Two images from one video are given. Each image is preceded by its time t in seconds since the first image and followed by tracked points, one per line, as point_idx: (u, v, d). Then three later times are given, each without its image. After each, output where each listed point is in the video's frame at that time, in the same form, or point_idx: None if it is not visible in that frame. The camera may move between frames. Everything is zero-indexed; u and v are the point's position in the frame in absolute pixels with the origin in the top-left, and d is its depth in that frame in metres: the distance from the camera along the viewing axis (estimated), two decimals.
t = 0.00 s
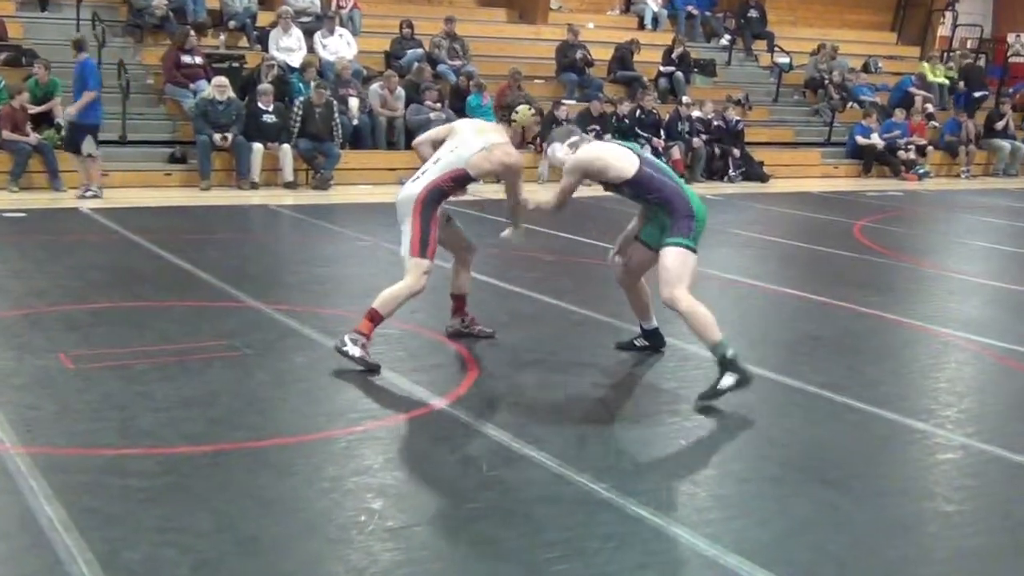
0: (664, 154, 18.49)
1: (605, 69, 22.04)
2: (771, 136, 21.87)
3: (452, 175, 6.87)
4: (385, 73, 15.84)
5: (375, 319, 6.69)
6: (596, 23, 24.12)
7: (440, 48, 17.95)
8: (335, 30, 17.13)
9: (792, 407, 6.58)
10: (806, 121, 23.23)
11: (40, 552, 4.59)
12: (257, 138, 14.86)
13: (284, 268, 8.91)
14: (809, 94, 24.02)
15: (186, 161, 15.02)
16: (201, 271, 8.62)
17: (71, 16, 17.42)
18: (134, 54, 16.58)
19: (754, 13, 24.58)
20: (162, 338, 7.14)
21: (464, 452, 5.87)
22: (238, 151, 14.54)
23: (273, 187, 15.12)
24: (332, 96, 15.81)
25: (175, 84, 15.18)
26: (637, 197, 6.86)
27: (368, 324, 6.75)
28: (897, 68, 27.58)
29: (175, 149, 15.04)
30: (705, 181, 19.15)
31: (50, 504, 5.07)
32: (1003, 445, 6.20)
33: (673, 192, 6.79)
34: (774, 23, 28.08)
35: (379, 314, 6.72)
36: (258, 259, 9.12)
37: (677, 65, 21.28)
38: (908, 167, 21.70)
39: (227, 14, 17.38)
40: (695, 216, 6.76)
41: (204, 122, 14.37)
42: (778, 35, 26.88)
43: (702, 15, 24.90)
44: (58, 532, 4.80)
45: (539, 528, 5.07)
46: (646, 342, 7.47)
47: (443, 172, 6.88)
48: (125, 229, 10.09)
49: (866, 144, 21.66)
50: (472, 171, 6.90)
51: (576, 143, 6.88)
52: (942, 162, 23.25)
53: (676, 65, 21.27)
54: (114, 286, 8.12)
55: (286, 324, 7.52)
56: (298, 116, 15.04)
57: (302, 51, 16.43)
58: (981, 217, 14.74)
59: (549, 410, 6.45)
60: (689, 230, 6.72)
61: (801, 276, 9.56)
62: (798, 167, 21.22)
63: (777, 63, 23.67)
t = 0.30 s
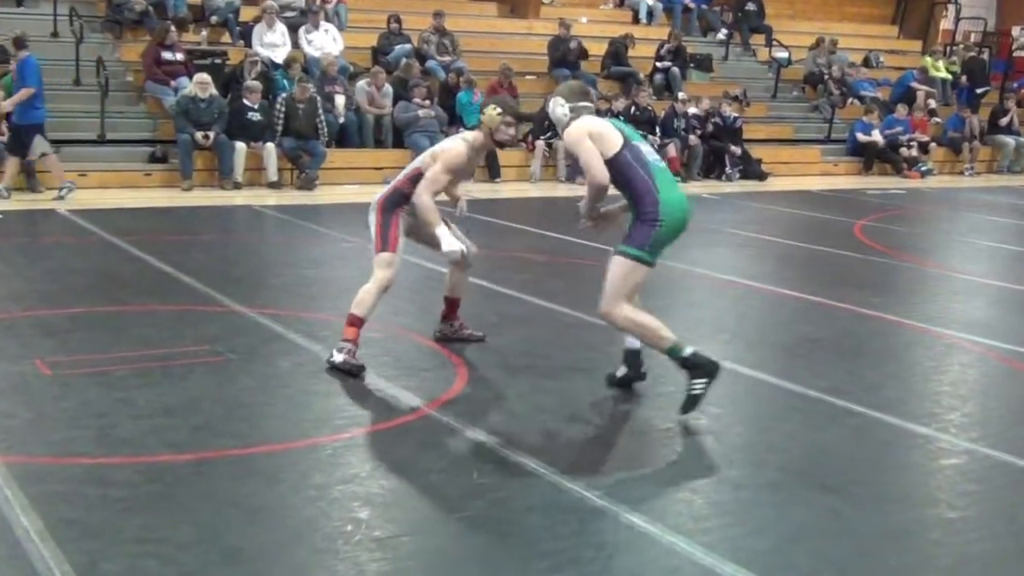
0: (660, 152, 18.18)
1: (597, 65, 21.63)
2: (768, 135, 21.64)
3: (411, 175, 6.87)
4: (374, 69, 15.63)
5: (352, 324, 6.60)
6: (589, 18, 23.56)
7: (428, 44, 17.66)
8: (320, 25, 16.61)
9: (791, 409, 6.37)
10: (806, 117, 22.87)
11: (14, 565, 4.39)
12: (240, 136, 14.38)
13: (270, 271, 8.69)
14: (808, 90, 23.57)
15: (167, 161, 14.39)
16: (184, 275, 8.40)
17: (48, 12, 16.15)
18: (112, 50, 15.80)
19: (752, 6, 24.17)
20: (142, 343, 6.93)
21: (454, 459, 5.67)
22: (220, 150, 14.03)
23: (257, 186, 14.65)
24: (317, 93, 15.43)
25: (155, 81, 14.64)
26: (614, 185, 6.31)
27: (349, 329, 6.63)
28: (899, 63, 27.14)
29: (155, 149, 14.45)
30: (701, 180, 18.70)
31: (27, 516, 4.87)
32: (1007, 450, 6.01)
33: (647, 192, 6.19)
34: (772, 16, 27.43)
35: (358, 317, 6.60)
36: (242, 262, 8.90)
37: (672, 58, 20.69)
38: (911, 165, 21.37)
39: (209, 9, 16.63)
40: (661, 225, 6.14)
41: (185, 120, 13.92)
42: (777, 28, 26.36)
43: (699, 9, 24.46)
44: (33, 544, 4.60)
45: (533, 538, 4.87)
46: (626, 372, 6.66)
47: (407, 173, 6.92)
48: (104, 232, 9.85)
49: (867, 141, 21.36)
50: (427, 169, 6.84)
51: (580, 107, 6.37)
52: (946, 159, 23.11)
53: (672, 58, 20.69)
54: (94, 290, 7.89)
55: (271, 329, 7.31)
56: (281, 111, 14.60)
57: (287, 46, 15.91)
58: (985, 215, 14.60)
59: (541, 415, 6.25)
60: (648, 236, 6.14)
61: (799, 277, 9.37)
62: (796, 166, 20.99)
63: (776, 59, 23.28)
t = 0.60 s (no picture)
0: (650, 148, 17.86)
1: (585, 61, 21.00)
2: (763, 132, 21.08)
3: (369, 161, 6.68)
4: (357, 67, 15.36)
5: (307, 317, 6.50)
6: (576, 12, 23.26)
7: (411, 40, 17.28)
8: (299, 21, 16.26)
9: (789, 415, 6.17)
10: (800, 113, 22.19)
11: None
12: (217, 136, 14.13)
13: (249, 275, 8.47)
14: (802, 85, 22.99)
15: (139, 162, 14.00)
16: (160, 280, 8.17)
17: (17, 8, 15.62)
18: (83, 48, 15.47)
19: None
20: (117, 351, 6.70)
21: (441, 469, 5.46)
22: (196, 150, 13.76)
23: (235, 188, 14.32)
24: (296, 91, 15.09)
25: (127, 79, 14.37)
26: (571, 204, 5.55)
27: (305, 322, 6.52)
28: (895, 57, 26.57)
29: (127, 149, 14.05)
30: (693, 179, 18.19)
31: None
32: (1011, 455, 5.82)
33: (595, 219, 5.42)
34: (764, 11, 26.85)
35: (314, 310, 6.50)
36: (220, 267, 8.66)
37: (663, 53, 20.32)
38: (909, 161, 20.72)
39: (182, 5, 16.40)
40: (602, 256, 5.38)
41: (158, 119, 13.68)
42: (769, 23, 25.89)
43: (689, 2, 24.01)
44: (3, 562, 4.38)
45: (524, 550, 4.66)
46: (557, 456, 5.47)
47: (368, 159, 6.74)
48: (74, 236, 9.58)
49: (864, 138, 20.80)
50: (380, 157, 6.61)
51: (551, 120, 5.61)
52: (945, 156, 22.79)
53: (662, 53, 20.34)
54: (65, 297, 7.65)
55: (251, 335, 7.09)
56: (258, 109, 14.20)
57: (264, 43, 15.64)
58: (983, 213, 14.42)
59: (531, 421, 6.04)
60: (587, 264, 5.40)
61: (793, 278, 9.18)
62: (792, 165, 20.43)
63: (769, 53, 22.80)
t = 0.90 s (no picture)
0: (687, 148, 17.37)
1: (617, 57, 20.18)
2: (805, 129, 20.46)
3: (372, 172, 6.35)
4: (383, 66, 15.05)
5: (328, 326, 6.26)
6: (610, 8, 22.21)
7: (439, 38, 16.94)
8: (324, 18, 16.03)
9: (836, 425, 5.93)
10: (844, 110, 21.65)
11: None
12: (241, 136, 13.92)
13: (274, 280, 8.28)
14: (845, 81, 22.44)
15: (160, 164, 13.89)
16: (185, 286, 7.98)
17: (34, 6, 15.56)
18: (102, 47, 15.32)
19: None
20: (141, 359, 6.52)
21: (474, 482, 5.25)
22: (218, 152, 13.59)
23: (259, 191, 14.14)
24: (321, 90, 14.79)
25: (148, 79, 14.22)
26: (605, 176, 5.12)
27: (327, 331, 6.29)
28: (942, 51, 25.90)
29: (149, 151, 13.95)
30: (733, 179, 17.69)
31: (20, 545, 4.47)
32: None
33: (629, 192, 4.99)
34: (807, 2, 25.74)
35: (338, 318, 6.26)
36: (245, 272, 8.47)
37: (700, 48, 19.63)
38: (957, 161, 20.20)
39: (204, 2, 16.21)
40: (639, 232, 4.96)
41: (180, 119, 13.51)
42: (809, 16, 24.82)
43: None
44: None
45: (565, 567, 4.45)
46: (596, 469, 5.25)
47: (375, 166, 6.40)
48: (95, 241, 9.40)
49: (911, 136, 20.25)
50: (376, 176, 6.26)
51: (574, 77, 5.22)
52: (994, 154, 22.26)
53: (699, 48, 19.63)
54: (88, 303, 7.48)
55: (277, 342, 6.90)
56: (282, 108, 14.05)
57: (287, 41, 15.46)
58: None
59: (567, 430, 5.82)
60: (627, 243, 4.97)
61: (839, 282, 8.93)
62: (835, 164, 19.84)
63: (811, 49, 21.94)
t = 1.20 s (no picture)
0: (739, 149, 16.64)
1: (666, 54, 19.62)
2: (861, 130, 19.54)
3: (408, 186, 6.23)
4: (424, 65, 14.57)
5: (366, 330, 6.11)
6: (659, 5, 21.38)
7: (482, 35, 16.59)
8: (364, 16, 15.82)
9: (896, 438, 5.71)
10: (902, 109, 20.56)
11: None
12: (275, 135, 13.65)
13: (312, 286, 8.11)
14: (904, 80, 21.40)
15: (197, 166, 13.76)
16: (222, 291, 7.82)
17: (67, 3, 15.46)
18: (137, 46, 15.22)
19: None
20: (178, 366, 6.37)
21: (521, 493, 5.06)
22: (254, 153, 13.41)
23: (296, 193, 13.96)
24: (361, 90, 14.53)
25: (183, 79, 14.11)
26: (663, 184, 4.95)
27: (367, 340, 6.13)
28: (1004, 48, 23.82)
29: (186, 153, 13.82)
30: (785, 180, 17.08)
31: (56, 556, 4.33)
32: None
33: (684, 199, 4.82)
34: None
35: (377, 324, 6.11)
36: (284, 278, 8.29)
37: (752, 46, 18.87)
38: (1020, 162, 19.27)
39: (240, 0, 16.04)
40: (695, 238, 4.78)
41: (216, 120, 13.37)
42: (865, 10, 23.42)
43: None
44: None
45: None
46: (646, 481, 5.04)
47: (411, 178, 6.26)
48: (132, 245, 9.25)
49: (968, 137, 19.24)
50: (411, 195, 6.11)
51: (642, 96, 5.05)
52: None
53: (751, 46, 18.87)
54: (125, 309, 7.34)
55: (315, 349, 6.74)
56: (320, 107, 13.93)
57: (326, 39, 15.28)
58: None
59: (616, 441, 5.62)
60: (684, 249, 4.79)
61: (898, 290, 8.65)
62: (891, 165, 18.94)
63: (868, 45, 20.93)
